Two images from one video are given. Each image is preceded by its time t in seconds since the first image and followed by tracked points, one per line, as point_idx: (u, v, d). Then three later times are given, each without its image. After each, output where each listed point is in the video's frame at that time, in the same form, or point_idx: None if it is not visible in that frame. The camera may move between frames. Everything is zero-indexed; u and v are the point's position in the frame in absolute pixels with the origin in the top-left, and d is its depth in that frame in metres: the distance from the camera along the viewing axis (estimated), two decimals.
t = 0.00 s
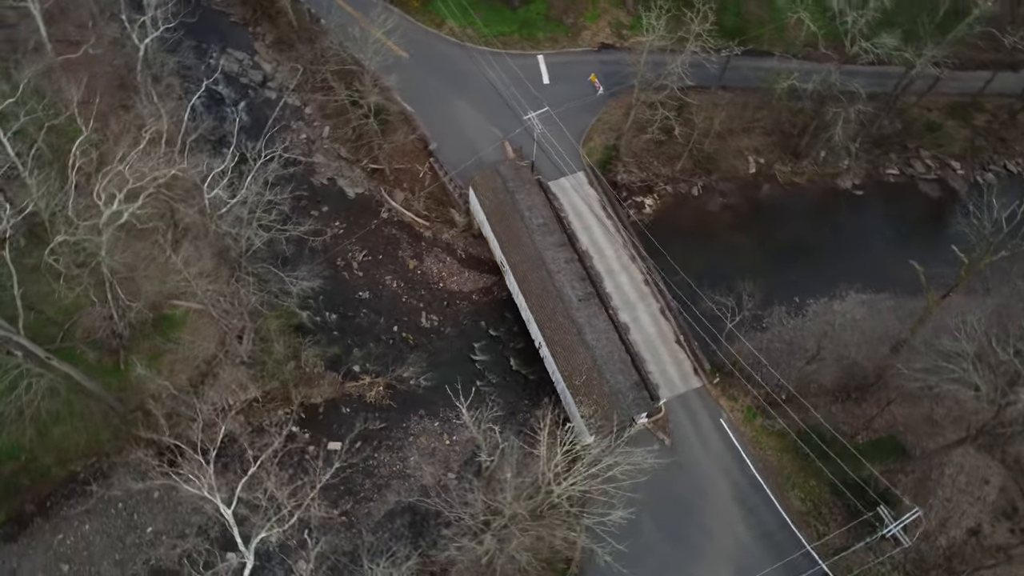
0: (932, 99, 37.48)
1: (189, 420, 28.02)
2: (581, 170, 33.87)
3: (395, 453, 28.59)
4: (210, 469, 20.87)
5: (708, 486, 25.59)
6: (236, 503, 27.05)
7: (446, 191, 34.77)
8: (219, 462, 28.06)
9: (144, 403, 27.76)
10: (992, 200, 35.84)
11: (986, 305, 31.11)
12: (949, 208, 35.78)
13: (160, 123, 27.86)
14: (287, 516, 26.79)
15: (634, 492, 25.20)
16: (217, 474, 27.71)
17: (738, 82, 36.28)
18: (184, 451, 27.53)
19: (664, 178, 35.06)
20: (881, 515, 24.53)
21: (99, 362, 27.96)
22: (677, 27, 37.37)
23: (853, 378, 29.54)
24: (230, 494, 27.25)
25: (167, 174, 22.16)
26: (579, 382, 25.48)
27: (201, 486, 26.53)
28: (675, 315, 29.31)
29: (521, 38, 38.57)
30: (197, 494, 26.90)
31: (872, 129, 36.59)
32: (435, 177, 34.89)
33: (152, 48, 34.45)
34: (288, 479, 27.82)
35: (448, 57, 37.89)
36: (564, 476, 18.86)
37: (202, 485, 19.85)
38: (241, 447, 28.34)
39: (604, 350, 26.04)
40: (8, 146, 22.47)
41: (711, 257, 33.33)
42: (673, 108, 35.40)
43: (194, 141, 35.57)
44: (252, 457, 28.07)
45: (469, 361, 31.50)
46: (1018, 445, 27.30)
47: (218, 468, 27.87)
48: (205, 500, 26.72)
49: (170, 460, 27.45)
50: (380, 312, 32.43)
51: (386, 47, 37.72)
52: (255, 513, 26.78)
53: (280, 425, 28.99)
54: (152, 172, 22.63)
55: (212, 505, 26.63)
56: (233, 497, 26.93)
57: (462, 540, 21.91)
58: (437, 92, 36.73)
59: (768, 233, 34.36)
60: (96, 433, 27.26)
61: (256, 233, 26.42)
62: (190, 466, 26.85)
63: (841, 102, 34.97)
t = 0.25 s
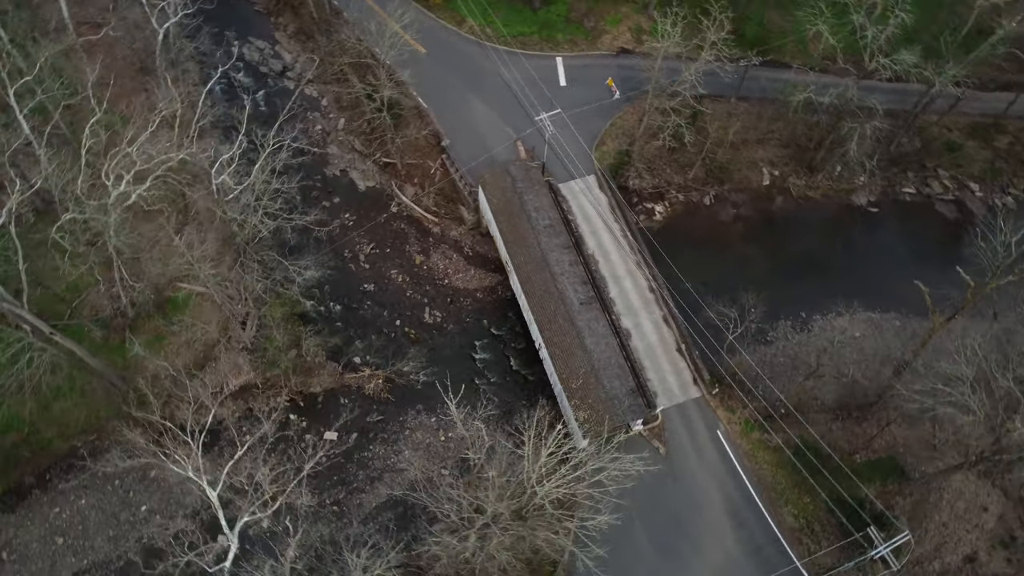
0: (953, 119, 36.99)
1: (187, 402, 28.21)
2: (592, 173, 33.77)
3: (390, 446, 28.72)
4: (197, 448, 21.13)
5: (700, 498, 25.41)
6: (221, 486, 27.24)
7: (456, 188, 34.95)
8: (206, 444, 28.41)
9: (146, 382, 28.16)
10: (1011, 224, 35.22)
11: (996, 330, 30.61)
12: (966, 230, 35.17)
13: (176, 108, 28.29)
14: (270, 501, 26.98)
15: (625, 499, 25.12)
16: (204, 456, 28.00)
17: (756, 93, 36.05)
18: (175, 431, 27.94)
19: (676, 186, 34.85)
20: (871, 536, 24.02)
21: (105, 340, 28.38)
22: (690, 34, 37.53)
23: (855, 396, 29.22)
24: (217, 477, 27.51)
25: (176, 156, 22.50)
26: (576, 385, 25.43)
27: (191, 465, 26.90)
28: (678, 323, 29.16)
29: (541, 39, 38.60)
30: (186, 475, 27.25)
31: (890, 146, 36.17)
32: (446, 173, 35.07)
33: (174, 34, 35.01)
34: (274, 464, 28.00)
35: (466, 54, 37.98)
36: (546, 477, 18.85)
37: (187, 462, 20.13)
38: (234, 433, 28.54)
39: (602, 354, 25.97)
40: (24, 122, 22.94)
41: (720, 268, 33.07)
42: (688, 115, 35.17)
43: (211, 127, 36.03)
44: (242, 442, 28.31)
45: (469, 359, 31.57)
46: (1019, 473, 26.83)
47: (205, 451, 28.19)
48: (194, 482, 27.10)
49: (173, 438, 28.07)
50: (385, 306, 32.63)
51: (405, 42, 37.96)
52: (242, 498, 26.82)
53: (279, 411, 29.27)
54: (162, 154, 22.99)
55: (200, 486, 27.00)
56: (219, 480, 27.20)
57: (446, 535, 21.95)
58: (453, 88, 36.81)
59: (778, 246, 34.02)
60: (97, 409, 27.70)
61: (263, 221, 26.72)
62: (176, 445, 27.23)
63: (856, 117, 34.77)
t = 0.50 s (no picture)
0: (977, 143, 36.31)
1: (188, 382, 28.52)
2: (605, 177, 33.66)
3: (384, 437, 28.81)
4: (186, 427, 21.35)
5: (691, 509, 25.25)
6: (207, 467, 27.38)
7: (468, 184, 35.02)
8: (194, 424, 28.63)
9: (148, 359, 28.59)
10: None
11: (1007, 359, 29.98)
12: (983, 256, 34.54)
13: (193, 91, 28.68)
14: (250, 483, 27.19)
15: (614, 506, 25.02)
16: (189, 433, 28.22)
17: (775, 105, 35.72)
18: (165, 408, 28.18)
19: (689, 195, 34.57)
20: (857, 559, 23.86)
21: (111, 315, 28.74)
22: (708, 43, 37.43)
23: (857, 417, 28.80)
24: (204, 457, 27.75)
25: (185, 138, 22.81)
26: (572, 388, 25.36)
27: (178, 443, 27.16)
28: (680, 332, 28.96)
29: (563, 40, 38.55)
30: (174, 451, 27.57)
31: (910, 166, 35.63)
32: (458, 170, 35.35)
33: (199, 18, 35.51)
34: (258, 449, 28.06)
35: (488, 53, 38.16)
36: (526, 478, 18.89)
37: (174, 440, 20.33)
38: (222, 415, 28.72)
39: (601, 359, 25.87)
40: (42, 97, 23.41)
41: (728, 280, 32.78)
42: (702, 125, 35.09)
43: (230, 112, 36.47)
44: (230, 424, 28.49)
45: (470, 355, 31.56)
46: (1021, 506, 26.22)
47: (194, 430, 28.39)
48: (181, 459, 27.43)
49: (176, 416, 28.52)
50: (390, 298, 32.82)
51: (428, 40, 38.38)
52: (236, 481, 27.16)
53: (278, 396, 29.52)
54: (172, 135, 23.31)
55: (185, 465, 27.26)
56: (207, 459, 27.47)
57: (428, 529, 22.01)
58: (472, 87, 36.99)
59: (789, 262, 33.66)
60: (99, 383, 28.08)
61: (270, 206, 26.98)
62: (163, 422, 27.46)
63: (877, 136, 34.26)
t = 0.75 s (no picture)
0: (998, 166, 35.64)
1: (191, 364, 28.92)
2: (616, 182, 33.52)
3: (380, 430, 28.91)
4: (176, 407, 21.57)
5: (682, 521, 25.07)
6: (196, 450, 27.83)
7: (480, 183, 35.13)
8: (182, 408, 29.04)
9: (152, 339, 28.97)
10: None
11: (1015, 388, 29.40)
12: (999, 280, 33.78)
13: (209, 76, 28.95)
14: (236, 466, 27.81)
15: (604, 512, 24.94)
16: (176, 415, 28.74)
17: (793, 119, 35.41)
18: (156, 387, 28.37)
19: (701, 204, 34.28)
20: None
21: (119, 294, 29.32)
22: (725, 50, 37.09)
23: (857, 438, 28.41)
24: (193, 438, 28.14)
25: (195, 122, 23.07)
26: (568, 391, 25.30)
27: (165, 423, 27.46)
28: (682, 342, 28.77)
29: (583, 43, 38.51)
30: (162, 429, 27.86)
31: (928, 187, 35.08)
32: (470, 168, 35.50)
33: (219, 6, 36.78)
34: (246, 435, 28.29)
35: (508, 52, 38.16)
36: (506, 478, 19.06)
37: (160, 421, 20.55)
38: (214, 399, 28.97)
39: (599, 364, 25.78)
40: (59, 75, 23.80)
41: (736, 292, 32.37)
42: (716, 134, 34.90)
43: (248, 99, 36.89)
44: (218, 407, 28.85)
45: (471, 353, 31.58)
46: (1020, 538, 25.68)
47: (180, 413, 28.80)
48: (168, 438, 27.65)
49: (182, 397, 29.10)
50: (394, 291, 32.99)
51: (449, 36, 38.55)
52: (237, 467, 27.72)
53: (279, 382, 29.84)
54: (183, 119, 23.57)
55: (173, 445, 27.40)
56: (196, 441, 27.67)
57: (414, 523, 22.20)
58: (489, 85, 37.03)
59: (800, 276, 33.16)
60: (103, 360, 28.43)
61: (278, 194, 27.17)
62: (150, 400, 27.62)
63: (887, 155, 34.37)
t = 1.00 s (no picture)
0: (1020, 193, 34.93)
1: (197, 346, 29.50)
2: (629, 189, 33.35)
3: (376, 422, 29.00)
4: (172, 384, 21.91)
5: (672, 532, 24.88)
6: (188, 429, 28.38)
7: (492, 181, 35.09)
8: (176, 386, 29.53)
9: (158, 317, 29.38)
10: None
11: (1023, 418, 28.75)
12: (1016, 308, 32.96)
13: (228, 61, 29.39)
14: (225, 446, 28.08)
15: (593, 519, 24.84)
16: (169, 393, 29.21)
17: (811, 133, 35.04)
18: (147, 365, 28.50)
19: (714, 214, 33.89)
20: None
21: (128, 272, 29.86)
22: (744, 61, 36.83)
23: (856, 459, 27.98)
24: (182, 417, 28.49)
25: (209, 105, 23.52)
26: (564, 394, 25.24)
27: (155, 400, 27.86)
28: (684, 352, 28.54)
29: (605, 47, 38.38)
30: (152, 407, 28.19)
31: (946, 210, 34.47)
32: (483, 166, 35.49)
33: None
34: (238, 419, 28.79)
35: (529, 52, 38.15)
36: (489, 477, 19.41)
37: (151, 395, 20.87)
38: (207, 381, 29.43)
39: (597, 369, 25.70)
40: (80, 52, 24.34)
41: (743, 304, 32.01)
42: (732, 144, 34.48)
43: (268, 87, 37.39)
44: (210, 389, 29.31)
45: (473, 351, 31.66)
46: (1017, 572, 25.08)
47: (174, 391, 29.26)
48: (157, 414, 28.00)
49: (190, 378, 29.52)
50: (400, 284, 33.18)
51: (472, 35, 38.71)
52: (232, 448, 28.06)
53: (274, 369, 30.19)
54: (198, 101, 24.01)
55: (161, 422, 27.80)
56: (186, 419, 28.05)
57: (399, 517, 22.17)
58: (509, 84, 37.03)
59: (809, 293, 32.71)
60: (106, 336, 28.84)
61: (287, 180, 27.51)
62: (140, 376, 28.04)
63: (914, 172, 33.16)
